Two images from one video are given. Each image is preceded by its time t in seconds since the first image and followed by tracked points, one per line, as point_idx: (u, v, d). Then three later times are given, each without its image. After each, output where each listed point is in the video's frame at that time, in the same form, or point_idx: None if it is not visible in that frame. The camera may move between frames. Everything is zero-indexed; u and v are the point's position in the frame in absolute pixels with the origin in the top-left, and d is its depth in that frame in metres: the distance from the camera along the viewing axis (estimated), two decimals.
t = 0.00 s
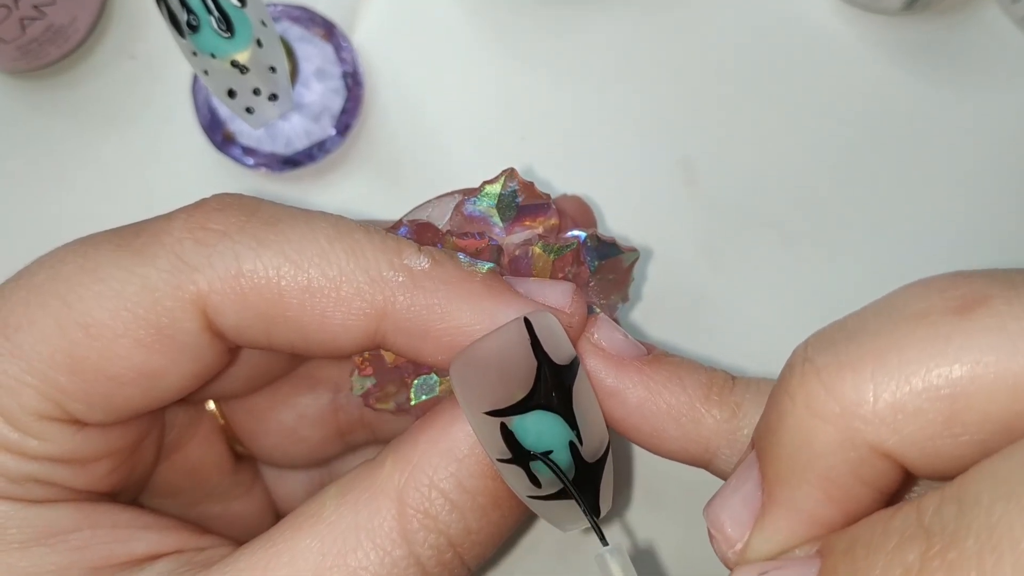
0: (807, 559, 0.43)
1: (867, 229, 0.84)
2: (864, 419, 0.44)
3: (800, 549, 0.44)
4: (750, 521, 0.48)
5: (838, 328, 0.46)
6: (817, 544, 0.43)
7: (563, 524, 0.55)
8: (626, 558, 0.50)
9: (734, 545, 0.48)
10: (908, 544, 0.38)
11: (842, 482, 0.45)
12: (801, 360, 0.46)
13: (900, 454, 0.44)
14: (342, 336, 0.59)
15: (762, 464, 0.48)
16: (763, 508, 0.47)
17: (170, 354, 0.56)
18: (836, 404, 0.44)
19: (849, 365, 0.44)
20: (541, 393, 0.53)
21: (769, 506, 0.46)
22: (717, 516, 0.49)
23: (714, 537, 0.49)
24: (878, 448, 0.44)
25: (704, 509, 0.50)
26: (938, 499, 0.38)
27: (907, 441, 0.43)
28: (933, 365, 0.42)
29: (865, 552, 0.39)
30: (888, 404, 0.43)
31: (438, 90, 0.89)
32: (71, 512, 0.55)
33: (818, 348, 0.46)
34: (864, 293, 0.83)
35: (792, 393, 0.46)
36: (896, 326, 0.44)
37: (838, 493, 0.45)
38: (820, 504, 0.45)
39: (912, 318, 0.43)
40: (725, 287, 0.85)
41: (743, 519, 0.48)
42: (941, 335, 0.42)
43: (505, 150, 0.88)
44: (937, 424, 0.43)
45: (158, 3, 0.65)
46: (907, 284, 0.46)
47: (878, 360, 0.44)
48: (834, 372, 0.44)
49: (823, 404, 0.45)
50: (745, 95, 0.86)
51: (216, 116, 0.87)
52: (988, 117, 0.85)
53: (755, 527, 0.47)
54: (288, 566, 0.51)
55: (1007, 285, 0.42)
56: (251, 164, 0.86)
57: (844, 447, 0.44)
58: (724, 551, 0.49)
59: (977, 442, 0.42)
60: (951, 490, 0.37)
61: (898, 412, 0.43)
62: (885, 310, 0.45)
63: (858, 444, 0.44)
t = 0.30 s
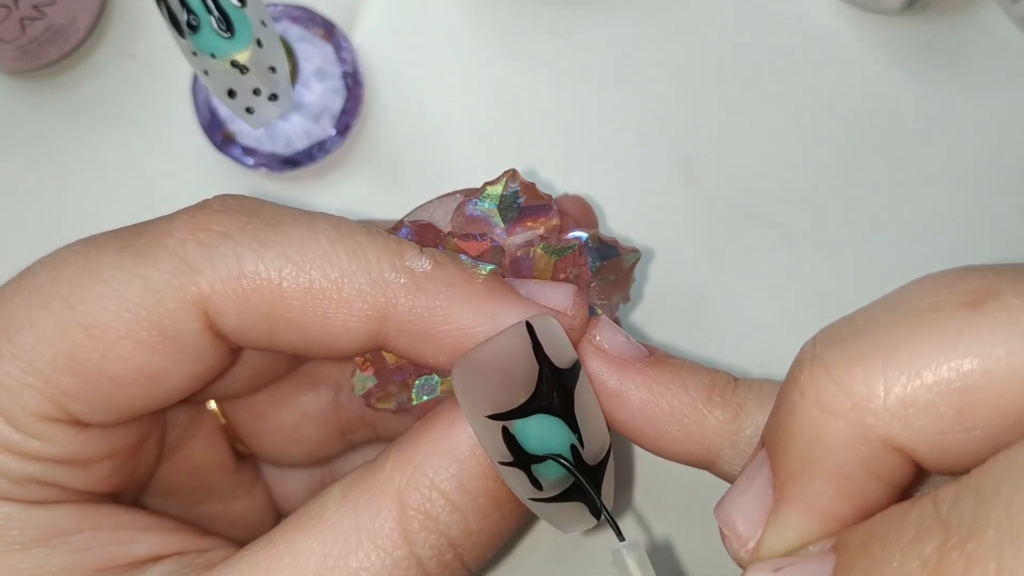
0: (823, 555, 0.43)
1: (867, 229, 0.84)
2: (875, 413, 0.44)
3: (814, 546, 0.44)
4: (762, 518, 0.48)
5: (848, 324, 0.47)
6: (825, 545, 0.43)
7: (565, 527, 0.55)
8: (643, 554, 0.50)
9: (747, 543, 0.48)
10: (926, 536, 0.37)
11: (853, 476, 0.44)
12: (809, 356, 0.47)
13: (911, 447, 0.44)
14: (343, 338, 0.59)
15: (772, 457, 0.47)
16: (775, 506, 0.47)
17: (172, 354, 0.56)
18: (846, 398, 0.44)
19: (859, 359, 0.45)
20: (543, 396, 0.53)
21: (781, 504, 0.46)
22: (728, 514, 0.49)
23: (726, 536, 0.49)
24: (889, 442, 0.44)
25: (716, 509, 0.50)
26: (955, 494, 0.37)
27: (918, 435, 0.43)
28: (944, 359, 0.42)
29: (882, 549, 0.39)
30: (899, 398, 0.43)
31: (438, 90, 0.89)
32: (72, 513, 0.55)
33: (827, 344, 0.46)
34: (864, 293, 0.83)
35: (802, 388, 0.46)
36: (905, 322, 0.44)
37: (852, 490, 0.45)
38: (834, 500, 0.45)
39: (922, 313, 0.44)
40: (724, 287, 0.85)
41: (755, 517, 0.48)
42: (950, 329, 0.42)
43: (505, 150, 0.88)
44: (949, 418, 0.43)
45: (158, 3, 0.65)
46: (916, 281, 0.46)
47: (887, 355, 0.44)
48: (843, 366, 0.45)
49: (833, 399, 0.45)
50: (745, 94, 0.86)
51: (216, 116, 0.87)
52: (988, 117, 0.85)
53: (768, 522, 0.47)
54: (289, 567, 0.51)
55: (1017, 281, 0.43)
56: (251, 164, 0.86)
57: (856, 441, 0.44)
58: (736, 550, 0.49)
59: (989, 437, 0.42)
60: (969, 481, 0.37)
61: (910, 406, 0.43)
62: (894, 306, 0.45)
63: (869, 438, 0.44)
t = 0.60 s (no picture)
0: None
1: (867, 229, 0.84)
2: (912, 427, 0.44)
3: (837, 567, 0.43)
4: (782, 534, 0.47)
5: (879, 335, 0.46)
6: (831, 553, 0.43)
7: (569, 530, 0.55)
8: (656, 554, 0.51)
9: (766, 561, 0.48)
10: (967, 561, 0.38)
11: (888, 494, 0.45)
12: (839, 369, 0.46)
13: (950, 464, 0.44)
14: (349, 343, 0.59)
15: (795, 471, 0.47)
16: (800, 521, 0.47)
17: (176, 360, 0.56)
18: (883, 412, 0.44)
19: (896, 373, 0.44)
20: (547, 401, 0.53)
21: (809, 526, 0.46)
22: (749, 531, 0.48)
23: (744, 552, 0.49)
24: (927, 457, 0.44)
25: (734, 523, 0.50)
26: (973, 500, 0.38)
27: (958, 448, 0.43)
28: (983, 369, 0.42)
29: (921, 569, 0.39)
30: (938, 411, 0.43)
31: (437, 90, 0.89)
32: (75, 516, 0.55)
33: (859, 357, 0.46)
34: (865, 294, 0.84)
35: (835, 402, 0.46)
36: (940, 333, 0.44)
37: (882, 507, 0.45)
38: (859, 518, 0.45)
39: (957, 323, 0.43)
40: (725, 287, 0.85)
41: (774, 532, 0.48)
42: (990, 340, 0.42)
43: (506, 151, 0.88)
44: (991, 431, 0.43)
45: (158, 3, 0.65)
46: (945, 288, 0.46)
47: (924, 367, 0.44)
48: (881, 381, 0.45)
49: (870, 412, 0.45)
50: (745, 94, 0.86)
51: (216, 115, 0.87)
52: (988, 117, 0.85)
53: (790, 542, 0.47)
54: (293, 570, 0.51)
55: None
56: (251, 164, 0.86)
57: (893, 456, 0.44)
58: (753, 567, 0.49)
59: None
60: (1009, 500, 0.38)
61: (949, 419, 0.43)
62: (925, 315, 0.45)
63: (906, 452, 0.44)
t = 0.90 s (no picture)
0: (858, 556, 0.42)
1: (867, 230, 0.84)
2: (933, 405, 0.44)
3: (846, 544, 0.44)
4: (796, 505, 0.49)
5: (910, 309, 0.47)
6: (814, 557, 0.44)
7: (571, 529, 0.55)
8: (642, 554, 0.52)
9: (775, 529, 0.49)
10: (980, 545, 0.37)
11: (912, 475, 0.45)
12: (869, 348, 0.47)
13: (973, 445, 0.44)
14: (352, 343, 0.59)
15: (817, 445, 0.48)
16: (812, 495, 0.47)
17: (178, 361, 0.56)
18: (910, 387, 0.45)
19: (927, 348, 0.45)
20: (547, 392, 0.52)
21: (822, 498, 0.47)
22: (761, 497, 0.50)
23: (755, 519, 0.50)
24: (950, 438, 0.45)
25: (745, 492, 0.51)
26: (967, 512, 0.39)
27: (982, 431, 0.44)
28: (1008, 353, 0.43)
29: (924, 549, 0.39)
30: (964, 390, 0.44)
31: (439, 91, 0.88)
32: (77, 519, 0.55)
33: (889, 331, 0.46)
34: (867, 296, 0.84)
35: (861, 374, 0.47)
36: (977, 308, 0.44)
37: (898, 485, 0.45)
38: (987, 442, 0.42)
39: (992, 301, 0.44)
40: (726, 289, 0.85)
41: (787, 502, 0.49)
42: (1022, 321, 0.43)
43: (505, 153, 0.87)
44: (1014, 413, 0.43)
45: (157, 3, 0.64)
46: (978, 267, 0.47)
47: (954, 345, 0.44)
48: (911, 357, 0.45)
49: (898, 387, 0.45)
50: (747, 95, 0.86)
51: (216, 115, 0.86)
52: (988, 118, 0.85)
53: (802, 513, 0.47)
54: None
55: None
56: (251, 164, 0.86)
57: (916, 434, 0.45)
58: (763, 535, 0.50)
59: None
60: None
61: (975, 399, 0.44)
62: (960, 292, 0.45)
63: (929, 432, 0.45)
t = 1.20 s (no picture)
0: None
1: (868, 229, 0.84)
2: (848, 444, 0.44)
3: (772, 566, 0.47)
4: (729, 530, 0.50)
5: (829, 348, 0.47)
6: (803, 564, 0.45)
7: (575, 525, 0.56)
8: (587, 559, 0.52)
9: (711, 553, 0.50)
10: None
11: (825, 507, 0.46)
12: (788, 384, 0.47)
13: (881, 481, 0.45)
14: (350, 345, 0.59)
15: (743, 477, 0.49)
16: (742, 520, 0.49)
17: (179, 360, 0.56)
18: (822, 426, 0.45)
19: (838, 388, 0.45)
20: (546, 394, 0.53)
21: (750, 521, 0.48)
22: (698, 522, 0.51)
23: (694, 542, 0.52)
24: (860, 474, 0.45)
25: (687, 514, 0.52)
26: (944, 514, 0.39)
27: (890, 468, 0.44)
28: (917, 392, 0.43)
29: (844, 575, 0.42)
30: (872, 431, 0.44)
31: (438, 91, 0.88)
32: (80, 520, 0.56)
33: (807, 368, 0.47)
34: (867, 296, 0.84)
35: (779, 410, 0.47)
36: (886, 351, 0.44)
37: (820, 517, 0.46)
38: (968, 444, 0.42)
39: (902, 343, 0.44)
40: (726, 289, 0.85)
41: (722, 528, 0.50)
42: (929, 365, 0.43)
43: (505, 153, 0.87)
44: (923, 453, 0.43)
45: (157, 3, 0.64)
46: (898, 307, 0.46)
47: (866, 384, 0.44)
48: (823, 396, 0.45)
49: (809, 425, 0.45)
50: (747, 95, 0.86)
51: (216, 115, 0.86)
52: (988, 118, 0.85)
53: (733, 537, 0.49)
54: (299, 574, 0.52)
55: (1001, 315, 0.43)
56: (251, 164, 0.86)
57: (829, 469, 0.45)
58: (701, 557, 0.51)
59: (961, 474, 0.43)
60: (925, 528, 0.39)
61: (881, 441, 0.44)
62: (876, 331, 0.45)
63: (841, 468, 0.45)
